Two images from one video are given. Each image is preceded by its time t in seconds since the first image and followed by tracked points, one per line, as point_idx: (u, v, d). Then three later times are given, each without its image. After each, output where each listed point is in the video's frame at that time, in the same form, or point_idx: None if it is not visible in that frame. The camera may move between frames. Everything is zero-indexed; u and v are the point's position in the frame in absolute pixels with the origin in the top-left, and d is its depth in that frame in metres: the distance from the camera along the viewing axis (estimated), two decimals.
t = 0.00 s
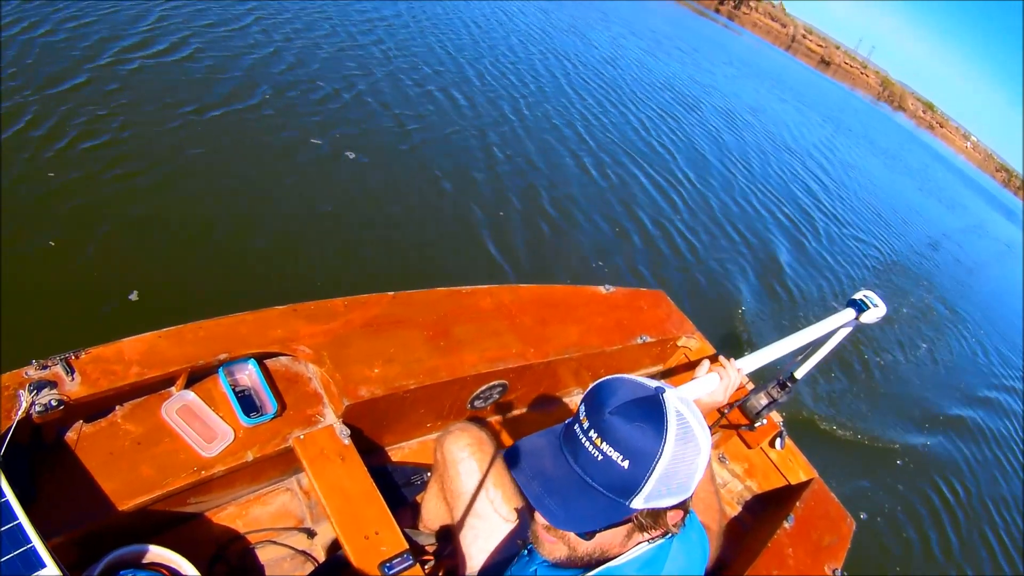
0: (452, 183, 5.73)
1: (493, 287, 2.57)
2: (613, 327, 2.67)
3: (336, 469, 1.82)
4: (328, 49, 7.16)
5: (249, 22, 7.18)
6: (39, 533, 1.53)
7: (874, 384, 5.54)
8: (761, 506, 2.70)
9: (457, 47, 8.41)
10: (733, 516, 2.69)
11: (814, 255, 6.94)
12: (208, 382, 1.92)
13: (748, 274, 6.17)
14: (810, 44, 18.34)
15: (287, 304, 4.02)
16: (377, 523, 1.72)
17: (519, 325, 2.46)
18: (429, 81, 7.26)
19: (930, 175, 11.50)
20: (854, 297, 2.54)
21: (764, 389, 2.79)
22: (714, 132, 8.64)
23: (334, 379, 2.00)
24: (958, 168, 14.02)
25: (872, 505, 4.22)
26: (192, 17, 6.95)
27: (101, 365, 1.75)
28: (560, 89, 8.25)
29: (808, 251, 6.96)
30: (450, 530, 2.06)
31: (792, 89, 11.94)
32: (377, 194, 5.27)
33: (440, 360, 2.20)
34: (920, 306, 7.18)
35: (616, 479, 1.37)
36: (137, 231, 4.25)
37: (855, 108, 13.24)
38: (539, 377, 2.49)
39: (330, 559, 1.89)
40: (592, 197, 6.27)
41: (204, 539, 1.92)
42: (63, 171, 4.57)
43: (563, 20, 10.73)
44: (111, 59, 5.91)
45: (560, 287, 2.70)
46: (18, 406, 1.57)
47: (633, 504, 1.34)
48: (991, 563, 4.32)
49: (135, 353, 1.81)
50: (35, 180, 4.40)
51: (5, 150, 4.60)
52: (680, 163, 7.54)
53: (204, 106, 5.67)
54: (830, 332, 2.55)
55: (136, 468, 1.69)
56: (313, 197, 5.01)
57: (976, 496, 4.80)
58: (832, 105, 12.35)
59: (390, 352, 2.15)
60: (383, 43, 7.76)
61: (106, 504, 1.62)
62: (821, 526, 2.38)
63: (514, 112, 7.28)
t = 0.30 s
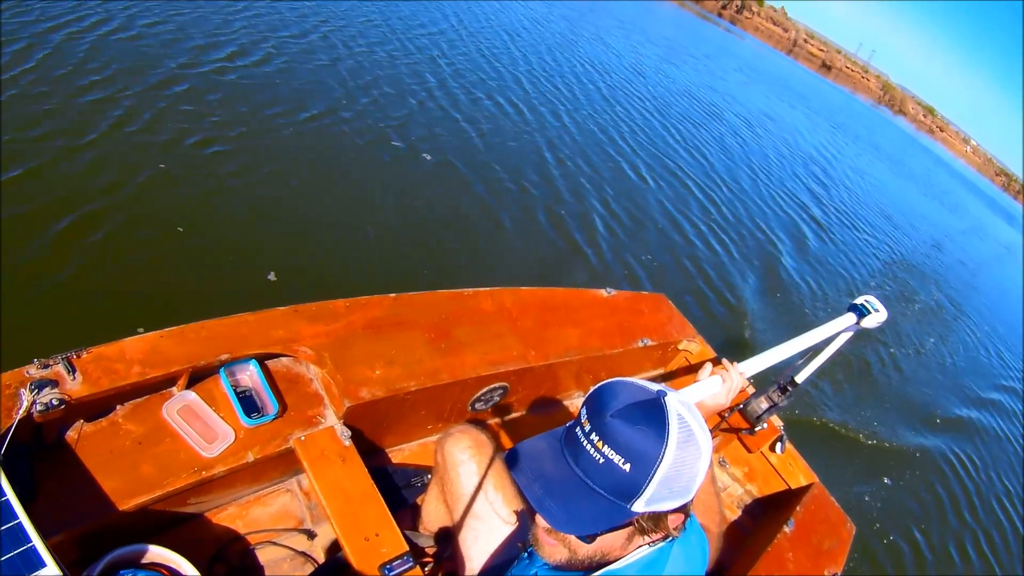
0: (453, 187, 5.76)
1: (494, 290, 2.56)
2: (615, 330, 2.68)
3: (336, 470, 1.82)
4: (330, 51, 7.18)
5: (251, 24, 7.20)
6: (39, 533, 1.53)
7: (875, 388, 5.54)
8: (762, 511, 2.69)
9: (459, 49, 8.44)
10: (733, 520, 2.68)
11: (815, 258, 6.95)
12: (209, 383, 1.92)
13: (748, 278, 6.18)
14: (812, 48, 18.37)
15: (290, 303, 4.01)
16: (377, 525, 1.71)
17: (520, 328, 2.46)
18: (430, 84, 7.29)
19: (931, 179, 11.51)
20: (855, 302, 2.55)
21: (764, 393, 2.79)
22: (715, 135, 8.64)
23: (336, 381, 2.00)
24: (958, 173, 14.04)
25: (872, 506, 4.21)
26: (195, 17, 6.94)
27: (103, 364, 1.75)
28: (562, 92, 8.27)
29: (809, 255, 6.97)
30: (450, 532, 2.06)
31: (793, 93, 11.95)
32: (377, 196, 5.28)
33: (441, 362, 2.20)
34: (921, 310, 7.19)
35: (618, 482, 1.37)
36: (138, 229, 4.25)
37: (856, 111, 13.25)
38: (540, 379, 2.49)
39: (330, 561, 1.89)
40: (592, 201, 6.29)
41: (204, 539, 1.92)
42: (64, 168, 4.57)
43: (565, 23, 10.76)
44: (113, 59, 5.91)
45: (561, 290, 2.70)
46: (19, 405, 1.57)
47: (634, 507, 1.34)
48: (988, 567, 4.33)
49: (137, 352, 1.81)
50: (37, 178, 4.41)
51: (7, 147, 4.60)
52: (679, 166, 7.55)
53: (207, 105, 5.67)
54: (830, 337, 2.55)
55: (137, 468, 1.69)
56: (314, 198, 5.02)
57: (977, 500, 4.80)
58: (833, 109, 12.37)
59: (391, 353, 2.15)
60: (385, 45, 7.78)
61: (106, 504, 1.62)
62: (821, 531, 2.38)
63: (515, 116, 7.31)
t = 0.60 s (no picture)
0: (454, 187, 5.79)
1: (492, 290, 2.57)
2: (612, 330, 2.68)
3: (331, 467, 1.83)
4: (332, 53, 7.22)
5: (254, 26, 7.24)
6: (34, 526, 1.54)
7: (877, 388, 5.51)
8: (758, 513, 2.68)
9: (461, 51, 8.47)
10: (729, 521, 2.68)
11: (816, 260, 6.95)
12: (205, 378, 1.92)
13: (748, 279, 6.18)
14: (815, 52, 18.39)
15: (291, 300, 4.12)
16: (371, 521, 1.72)
17: (517, 327, 2.46)
18: (431, 86, 7.32)
19: (932, 182, 11.52)
20: (852, 303, 2.54)
21: (761, 394, 2.79)
22: (716, 137, 8.66)
23: (331, 377, 2.00)
24: (959, 176, 14.04)
25: (872, 506, 4.20)
26: (198, 18, 6.97)
27: (99, 359, 1.76)
28: (563, 95, 8.30)
29: (809, 257, 6.97)
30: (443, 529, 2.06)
31: (794, 96, 11.97)
32: (377, 198, 5.32)
33: (438, 360, 2.20)
34: (922, 312, 7.17)
35: (609, 476, 1.37)
36: (136, 229, 4.30)
37: (857, 114, 13.27)
38: (537, 379, 2.49)
39: (323, 557, 1.88)
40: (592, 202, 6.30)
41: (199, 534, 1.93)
42: (62, 170, 4.60)
43: (567, 26, 10.80)
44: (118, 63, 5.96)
45: (559, 290, 2.71)
46: (16, 398, 1.58)
47: (624, 500, 1.35)
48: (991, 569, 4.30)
49: (134, 347, 1.82)
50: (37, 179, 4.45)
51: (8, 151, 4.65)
52: (681, 169, 7.57)
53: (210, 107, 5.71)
54: (827, 337, 2.56)
55: (133, 463, 1.70)
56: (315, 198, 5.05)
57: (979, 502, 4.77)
58: (835, 112, 12.39)
59: (388, 351, 2.15)
60: (387, 48, 7.81)
61: (102, 498, 1.63)
62: (817, 532, 2.38)
63: (516, 119, 7.34)
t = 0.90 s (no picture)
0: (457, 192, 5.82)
1: (492, 291, 2.57)
2: (613, 333, 2.67)
3: (329, 468, 1.82)
4: (337, 58, 7.27)
5: (260, 31, 7.30)
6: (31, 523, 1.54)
7: (881, 391, 5.48)
8: (759, 517, 2.67)
9: (465, 55, 8.50)
10: (730, 526, 2.66)
11: (820, 263, 6.95)
12: (205, 378, 1.93)
13: (751, 283, 6.16)
14: (820, 57, 18.39)
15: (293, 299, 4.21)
16: (369, 522, 1.72)
17: (517, 329, 2.46)
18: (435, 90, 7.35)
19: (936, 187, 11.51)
20: (854, 307, 2.53)
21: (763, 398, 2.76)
22: (720, 141, 8.67)
23: (330, 377, 2.01)
24: (964, 180, 14.01)
25: (875, 510, 4.17)
26: (204, 25, 7.04)
27: (99, 357, 1.77)
28: (567, 98, 8.31)
29: (814, 260, 6.96)
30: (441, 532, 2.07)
31: (799, 100, 11.97)
32: (380, 202, 5.36)
33: (437, 361, 2.21)
34: (929, 316, 7.14)
35: (600, 474, 1.36)
36: (136, 230, 4.34)
37: (862, 118, 13.26)
38: (537, 381, 2.49)
39: (321, 558, 1.88)
40: (595, 206, 6.31)
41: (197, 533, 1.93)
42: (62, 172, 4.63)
43: (572, 28, 10.83)
44: (129, 67, 6.02)
45: (560, 293, 2.71)
46: (15, 394, 1.59)
47: (615, 499, 1.34)
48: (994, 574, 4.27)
49: (133, 346, 1.83)
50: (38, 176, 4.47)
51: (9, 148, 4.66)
52: (683, 172, 7.57)
53: (218, 113, 5.77)
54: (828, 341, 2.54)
55: (131, 461, 1.70)
56: (318, 204, 5.13)
57: (986, 506, 4.73)
58: (839, 115, 12.39)
59: (387, 351, 2.16)
60: (394, 52, 7.85)
61: (100, 496, 1.63)
62: (817, 538, 2.36)
63: (520, 122, 7.36)
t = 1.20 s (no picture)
0: (465, 194, 5.85)
1: (499, 296, 2.57)
2: (619, 339, 2.67)
3: (336, 469, 1.83)
4: (345, 60, 7.30)
5: (269, 32, 7.33)
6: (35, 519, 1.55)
7: (889, 399, 5.44)
8: (763, 524, 2.66)
9: (473, 56, 8.50)
10: (734, 532, 2.66)
11: (827, 270, 6.94)
12: (212, 378, 1.94)
13: (758, 288, 6.16)
14: (828, 64, 18.35)
15: (299, 301, 4.27)
16: (374, 525, 1.72)
17: (524, 334, 2.47)
18: (443, 93, 7.37)
19: (944, 195, 11.47)
20: (862, 316, 2.52)
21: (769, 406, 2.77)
22: (727, 146, 8.67)
23: (338, 380, 2.02)
24: (972, 189, 13.97)
25: (882, 518, 4.14)
26: (214, 26, 7.08)
27: (106, 355, 1.77)
28: (574, 101, 8.31)
29: (820, 267, 6.96)
30: (446, 535, 2.06)
31: (806, 106, 11.97)
32: (388, 205, 5.40)
33: (444, 365, 2.21)
34: (936, 323, 7.11)
35: (609, 470, 1.36)
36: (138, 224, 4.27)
37: (869, 126, 13.23)
38: (544, 386, 2.49)
39: (325, 559, 1.89)
40: (601, 211, 6.31)
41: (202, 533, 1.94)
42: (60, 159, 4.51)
43: (581, 31, 10.83)
44: (142, 69, 6.06)
45: (566, 298, 2.71)
46: (23, 392, 1.59)
47: (623, 494, 1.33)
48: None
49: (141, 345, 1.84)
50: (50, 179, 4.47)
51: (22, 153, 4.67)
52: (690, 177, 7.57)
53: (227, 114, 5.80)
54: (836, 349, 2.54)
55: (137, 461, 1.71)
56: (326, 207, 5.17)
57: (995, 516, 4.68)
58: (846, 122, 12.37)
59: (395, 355, 2.16)
60: (405, 55, 7.88)
61: (105, 494, 1.64)
62: (822, 546, 2.35)
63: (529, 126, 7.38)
